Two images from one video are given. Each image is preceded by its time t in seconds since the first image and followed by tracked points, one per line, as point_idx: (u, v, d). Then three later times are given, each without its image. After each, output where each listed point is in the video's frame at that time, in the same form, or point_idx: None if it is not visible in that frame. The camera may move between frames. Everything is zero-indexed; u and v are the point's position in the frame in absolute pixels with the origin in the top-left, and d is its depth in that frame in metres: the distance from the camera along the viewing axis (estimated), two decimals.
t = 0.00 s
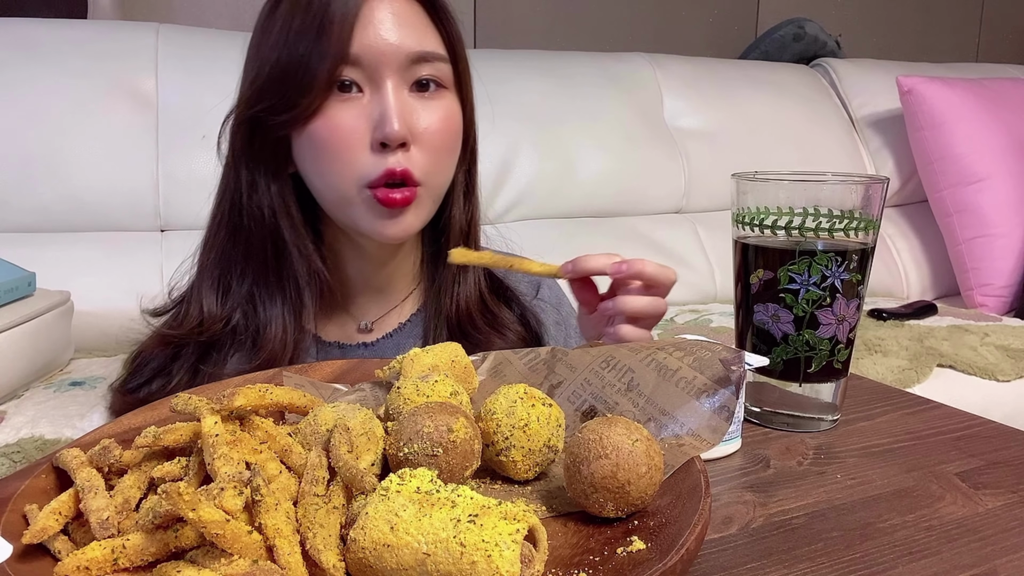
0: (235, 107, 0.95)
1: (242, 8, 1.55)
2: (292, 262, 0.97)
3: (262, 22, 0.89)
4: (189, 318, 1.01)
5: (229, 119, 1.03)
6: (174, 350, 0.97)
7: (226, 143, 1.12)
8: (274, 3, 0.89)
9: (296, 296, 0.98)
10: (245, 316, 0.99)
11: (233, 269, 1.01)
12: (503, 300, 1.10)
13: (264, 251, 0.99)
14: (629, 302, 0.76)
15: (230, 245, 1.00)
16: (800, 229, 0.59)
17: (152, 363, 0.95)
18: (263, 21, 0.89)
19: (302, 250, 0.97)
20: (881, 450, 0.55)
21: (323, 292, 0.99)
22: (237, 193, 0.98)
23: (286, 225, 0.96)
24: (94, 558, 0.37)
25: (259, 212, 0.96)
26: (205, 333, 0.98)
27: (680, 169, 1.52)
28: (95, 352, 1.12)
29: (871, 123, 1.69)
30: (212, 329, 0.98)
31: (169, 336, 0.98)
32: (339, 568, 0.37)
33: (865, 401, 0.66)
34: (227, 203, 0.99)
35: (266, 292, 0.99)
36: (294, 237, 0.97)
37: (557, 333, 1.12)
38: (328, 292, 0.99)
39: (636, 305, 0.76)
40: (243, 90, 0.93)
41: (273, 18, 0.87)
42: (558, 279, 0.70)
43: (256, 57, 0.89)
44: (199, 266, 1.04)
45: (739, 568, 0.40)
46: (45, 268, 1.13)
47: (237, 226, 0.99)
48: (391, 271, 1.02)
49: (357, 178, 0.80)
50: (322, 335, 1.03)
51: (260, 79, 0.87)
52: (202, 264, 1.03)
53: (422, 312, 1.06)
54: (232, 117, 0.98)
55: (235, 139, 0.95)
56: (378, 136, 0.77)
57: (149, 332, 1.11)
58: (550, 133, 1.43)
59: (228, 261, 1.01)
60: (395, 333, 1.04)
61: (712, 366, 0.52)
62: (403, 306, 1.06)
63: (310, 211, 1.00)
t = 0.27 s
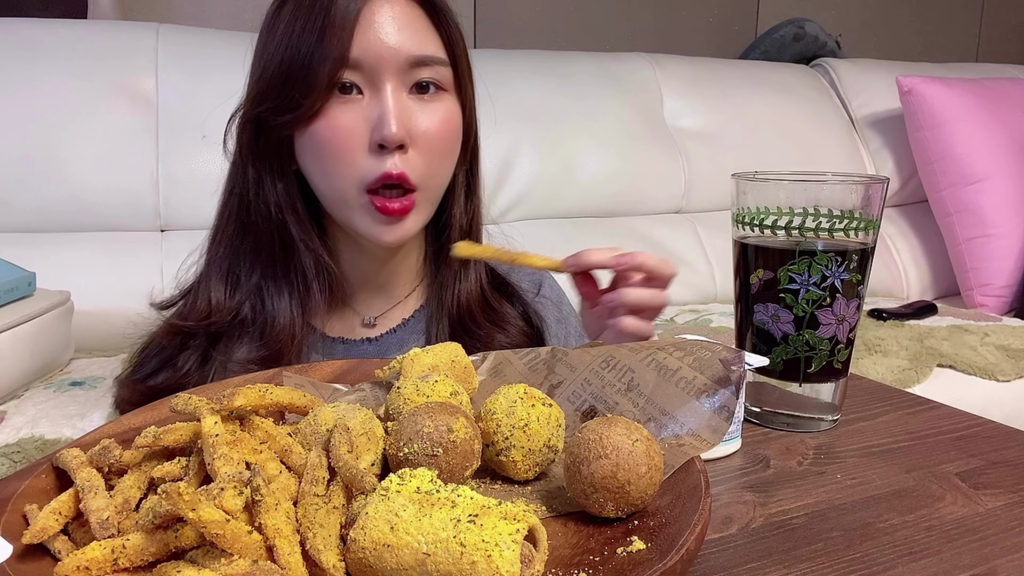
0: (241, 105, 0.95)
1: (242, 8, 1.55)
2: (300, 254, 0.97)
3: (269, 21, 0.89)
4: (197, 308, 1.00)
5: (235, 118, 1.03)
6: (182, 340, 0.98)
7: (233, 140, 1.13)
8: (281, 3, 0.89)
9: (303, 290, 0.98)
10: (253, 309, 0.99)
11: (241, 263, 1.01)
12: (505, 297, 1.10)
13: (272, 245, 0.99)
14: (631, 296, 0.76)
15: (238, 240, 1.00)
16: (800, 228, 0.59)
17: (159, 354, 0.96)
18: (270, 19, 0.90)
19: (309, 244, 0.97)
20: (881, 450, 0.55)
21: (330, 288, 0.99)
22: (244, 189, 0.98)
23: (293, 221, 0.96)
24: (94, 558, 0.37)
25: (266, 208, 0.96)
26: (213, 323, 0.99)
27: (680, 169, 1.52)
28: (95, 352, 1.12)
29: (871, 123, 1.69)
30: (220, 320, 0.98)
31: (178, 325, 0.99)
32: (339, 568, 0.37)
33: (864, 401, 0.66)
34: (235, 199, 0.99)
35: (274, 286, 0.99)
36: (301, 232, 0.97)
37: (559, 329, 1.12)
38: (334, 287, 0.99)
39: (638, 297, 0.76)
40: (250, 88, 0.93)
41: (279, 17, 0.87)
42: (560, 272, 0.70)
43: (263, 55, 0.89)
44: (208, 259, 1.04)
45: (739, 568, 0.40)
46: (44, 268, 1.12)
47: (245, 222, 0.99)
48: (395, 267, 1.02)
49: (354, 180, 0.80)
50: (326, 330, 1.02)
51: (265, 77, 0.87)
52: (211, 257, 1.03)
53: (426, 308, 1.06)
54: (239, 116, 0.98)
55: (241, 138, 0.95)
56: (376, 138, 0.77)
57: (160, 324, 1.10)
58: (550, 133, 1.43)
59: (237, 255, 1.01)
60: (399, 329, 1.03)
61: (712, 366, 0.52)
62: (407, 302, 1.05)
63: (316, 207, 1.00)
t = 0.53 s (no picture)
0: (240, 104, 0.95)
1: (242, 7, 1.55)
2: (299, 254, 0.98)
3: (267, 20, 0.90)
4: (200, 305, 1.00)
5: (235, 117, 1.03)
6: (184, 338, 0.98)
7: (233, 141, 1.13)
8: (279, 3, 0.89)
9: (303, 288, 0.99)
10: (255, 307, 0.99)
11: (240, 263, 1.01)
12: (506, 298, 1.10)
13: (272, 244, 0.99)
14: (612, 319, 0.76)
15: (238, 240, 1.00)
16: (800, 229, 0.59)
17: (161, 351, 0.96)
18: (268, 18, 0.90)
19: (308, 244, 0.98)
20: (881, 450, 0.55)
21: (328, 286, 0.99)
22: (242, 189, 0.98)
23: (292, 220, 0.97)
24: (94, 558, 0.37)
25: (265, 207, 0.97)
26: (215, 320, 0.98)
27: (680, 169, 1.52)
28: (95, 352, 1.12)
29: (871, 123, 1.69)
30: (222, 316, 0.98)
31: (181, 322, 0.98)
32: (339, 568, 0.37)
33: (865, 401, 0.66)
34: (233, 199, 0.99)
35: (275, 284, 0.99)
36: (300, 232, 0.97)
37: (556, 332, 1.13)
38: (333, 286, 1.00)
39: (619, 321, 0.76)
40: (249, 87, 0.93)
41: (277, 16, 0.87)
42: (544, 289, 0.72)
43: (261, 54, 0.89)
44: (209, 258, 1.04)
45: (739, 568, 0.40)
46: (44, 268, 1.12)
47: (244, 220, 0.99)
48: (393, 267, 1.02)
49: (350, 177, 0.80)
50: (327, 330, 1.03)
51: (263, 76, 0.87)
52: (212, 256, 1.03)
53: (425, 308, 1.06)
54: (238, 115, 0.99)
55: (240, 137, 0.95)
56: (371, 135, 0.77)
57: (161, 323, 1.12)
58: (550, 133, 1.43)
59: (237, 254, 1.01)
60: (398, 329, 1.03)
61: (712, 365, 0.52)
62: (407, 301, 1.06)
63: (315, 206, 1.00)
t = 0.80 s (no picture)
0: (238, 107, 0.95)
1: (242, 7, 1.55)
2: (294, 259, 0.98)
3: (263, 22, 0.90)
4: (197, 313, 1.01)
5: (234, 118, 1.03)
6: (182, 343, 0.98)
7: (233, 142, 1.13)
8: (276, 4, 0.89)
9: (299, 292, 0.98)
10: (252, 311, 0.99)
11: (239, 266, 1.01)
12: (506, 299, 1.10)
13: (269, 248, 0.99)
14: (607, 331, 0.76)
15: (236, 243, 1.00)
16: (800, 228, 0.59)
17: (157, 356, 0.95)
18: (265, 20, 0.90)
19: (304, 247, 0.97)
20: (881, 450, 0.55)
21: (325, 290, 0.99)
22: (240, 191, 0.98)
23: (289, 223, 0.97)
24: (94, 558, 0.37)
25: (262, 210, 0.97)
26: (212, 327, 0.99)
27: (680, 169, 1.51)
28: (95, 352, 1.12)
29: (871, 123, 1.69)
30: (218, 324, 0.99)
31: (176, 329, 0.98)
32: (339, 568, 0.37)
33: (865, 401, 0.66)
34: (231, 201, 0.99)
35: (272, 289, 0.99)
36: (296, 235, 0.97)
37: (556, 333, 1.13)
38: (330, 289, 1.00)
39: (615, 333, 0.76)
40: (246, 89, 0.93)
41: (274, 18, 0.87)
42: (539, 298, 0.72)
43: (258, 56, 0.89)
44: (207, 263, 1.04)
45: (739, 568, 0.40)
46: (44, 268, 1.12)
47: (242, 223, 0.99)
48: (391, 270, 1.02)
49: (350, 177, 0.80)
50: (326, 332, 1.03)
51: (260, 79, 0.87)
52: (211, 259, 1.03)
53: (424, 311, 1.06)
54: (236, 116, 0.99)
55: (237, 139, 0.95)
56: (371, 135, 0.77)
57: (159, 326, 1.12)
58: (550, 133, 1.43)
59: (235, 258, 1.01)
60: (397, 332, 1.03)
61: (712, 366, 0.52)
62: (405, 305, 1.06)
63: (312, 209, 1.00)
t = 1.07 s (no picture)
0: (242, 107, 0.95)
1: (242, 7, 1.55)
2: (297, 259, 0.98)
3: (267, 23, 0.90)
4: (202, 311, 1.01)
5: (237, 119, 1.03)
6: (186, 343, 0.98)
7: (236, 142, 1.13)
8: (280, 4, 0.89)
9: (302, 293, 0.98)
10: (256, 311, 0.99)
11: (243, 266, 1.01)
12: (509, 300, 1.10)
13: (272, 248, 0.99)
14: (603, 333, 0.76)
15: (240, 243, 1.00)
16: (800, 228, 0.59)
17: (161, 355, 0.95)
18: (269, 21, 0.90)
19: (307, 247, 0.97)
20: (881, 450, 0.55)
21: (328, 290, 0.99)
22: (244, 192, 0.98)
23: (292, 224, 0.97)
24: (94, 558, 0.37)
25: (266, 210, 0.97)
26: (216, 327, 0.99)
27: (680, 169, 1.51)
28: (95, 352, 1.12)
29: (871, 123, 1.69)
30: (223, 324, 0.99)
31: (180, 328, 0.98)
32: (339, 568, 0.37)
33: (865, 401, 0.66)
34: (235, 202, 0.99)
35: (275, 289, 0.99)
36: (300, 235, 0.97)
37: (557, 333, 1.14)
38: (333, 290, 1.00)
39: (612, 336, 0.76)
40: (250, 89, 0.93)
41: (277, 18, 0.87)
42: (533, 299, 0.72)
43: (261, 57, 0.89)
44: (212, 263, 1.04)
45: (740, 568, 0.40)
46: (44, 268, 1.12)
47: (245, 224, 0.99)
48: (394, 270, 1.02)
49: (352, 180, 0.80)
50: (328, 332, 1.03)
51: (263, 79, 0.87)
52: (215, 260, 1.03)
53: (428, 312, 1.06)
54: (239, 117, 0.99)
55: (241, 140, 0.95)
56: (372, 137, 0.77)
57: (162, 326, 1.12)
58: (550, 134, 1.43)
59: (239, 258, 1.01)
60: (400, 333, 1.03)
61: (712, 366, 0.52)
62: (408, 305, 1.06)
63: (315, 209, 1.00)
